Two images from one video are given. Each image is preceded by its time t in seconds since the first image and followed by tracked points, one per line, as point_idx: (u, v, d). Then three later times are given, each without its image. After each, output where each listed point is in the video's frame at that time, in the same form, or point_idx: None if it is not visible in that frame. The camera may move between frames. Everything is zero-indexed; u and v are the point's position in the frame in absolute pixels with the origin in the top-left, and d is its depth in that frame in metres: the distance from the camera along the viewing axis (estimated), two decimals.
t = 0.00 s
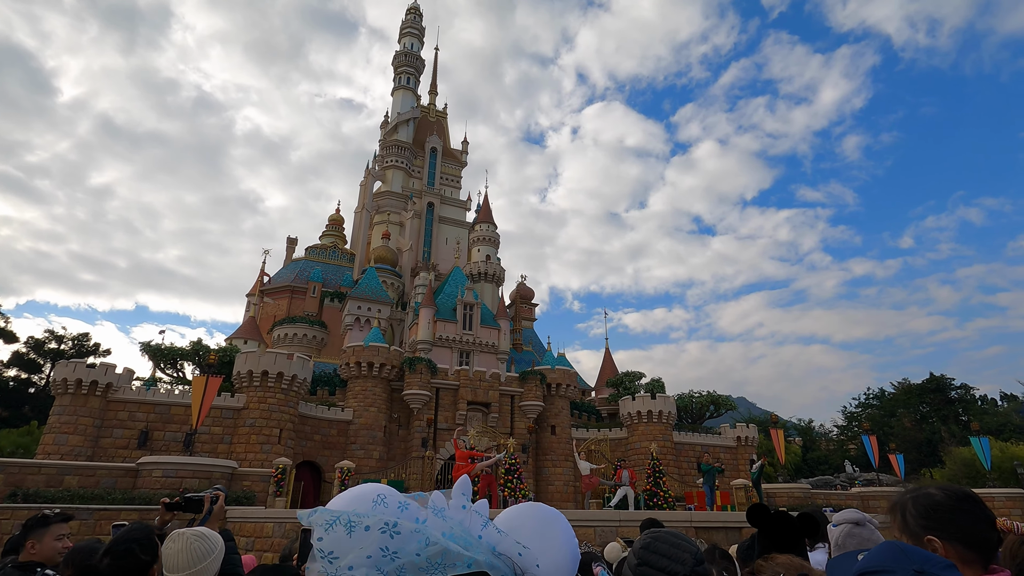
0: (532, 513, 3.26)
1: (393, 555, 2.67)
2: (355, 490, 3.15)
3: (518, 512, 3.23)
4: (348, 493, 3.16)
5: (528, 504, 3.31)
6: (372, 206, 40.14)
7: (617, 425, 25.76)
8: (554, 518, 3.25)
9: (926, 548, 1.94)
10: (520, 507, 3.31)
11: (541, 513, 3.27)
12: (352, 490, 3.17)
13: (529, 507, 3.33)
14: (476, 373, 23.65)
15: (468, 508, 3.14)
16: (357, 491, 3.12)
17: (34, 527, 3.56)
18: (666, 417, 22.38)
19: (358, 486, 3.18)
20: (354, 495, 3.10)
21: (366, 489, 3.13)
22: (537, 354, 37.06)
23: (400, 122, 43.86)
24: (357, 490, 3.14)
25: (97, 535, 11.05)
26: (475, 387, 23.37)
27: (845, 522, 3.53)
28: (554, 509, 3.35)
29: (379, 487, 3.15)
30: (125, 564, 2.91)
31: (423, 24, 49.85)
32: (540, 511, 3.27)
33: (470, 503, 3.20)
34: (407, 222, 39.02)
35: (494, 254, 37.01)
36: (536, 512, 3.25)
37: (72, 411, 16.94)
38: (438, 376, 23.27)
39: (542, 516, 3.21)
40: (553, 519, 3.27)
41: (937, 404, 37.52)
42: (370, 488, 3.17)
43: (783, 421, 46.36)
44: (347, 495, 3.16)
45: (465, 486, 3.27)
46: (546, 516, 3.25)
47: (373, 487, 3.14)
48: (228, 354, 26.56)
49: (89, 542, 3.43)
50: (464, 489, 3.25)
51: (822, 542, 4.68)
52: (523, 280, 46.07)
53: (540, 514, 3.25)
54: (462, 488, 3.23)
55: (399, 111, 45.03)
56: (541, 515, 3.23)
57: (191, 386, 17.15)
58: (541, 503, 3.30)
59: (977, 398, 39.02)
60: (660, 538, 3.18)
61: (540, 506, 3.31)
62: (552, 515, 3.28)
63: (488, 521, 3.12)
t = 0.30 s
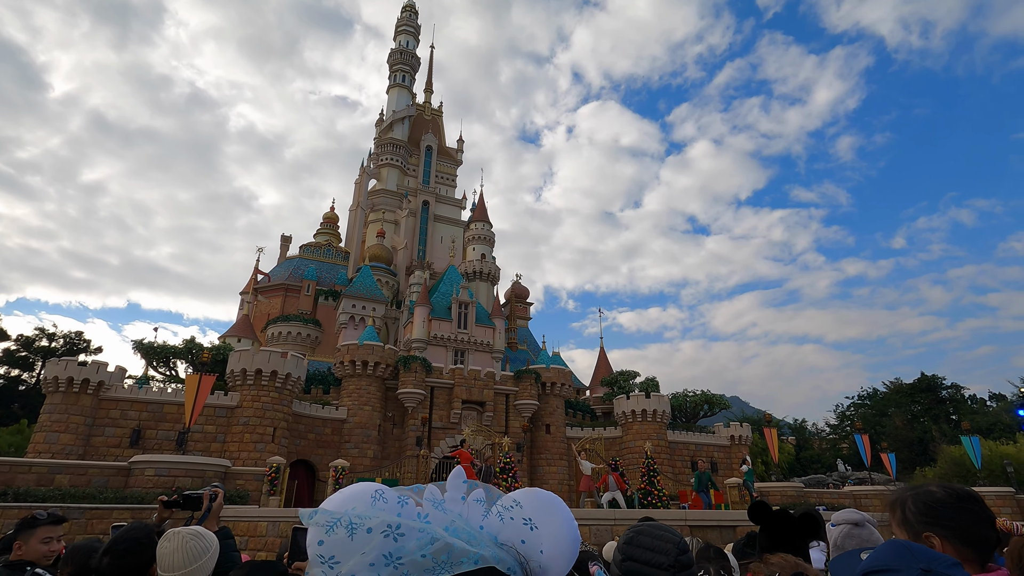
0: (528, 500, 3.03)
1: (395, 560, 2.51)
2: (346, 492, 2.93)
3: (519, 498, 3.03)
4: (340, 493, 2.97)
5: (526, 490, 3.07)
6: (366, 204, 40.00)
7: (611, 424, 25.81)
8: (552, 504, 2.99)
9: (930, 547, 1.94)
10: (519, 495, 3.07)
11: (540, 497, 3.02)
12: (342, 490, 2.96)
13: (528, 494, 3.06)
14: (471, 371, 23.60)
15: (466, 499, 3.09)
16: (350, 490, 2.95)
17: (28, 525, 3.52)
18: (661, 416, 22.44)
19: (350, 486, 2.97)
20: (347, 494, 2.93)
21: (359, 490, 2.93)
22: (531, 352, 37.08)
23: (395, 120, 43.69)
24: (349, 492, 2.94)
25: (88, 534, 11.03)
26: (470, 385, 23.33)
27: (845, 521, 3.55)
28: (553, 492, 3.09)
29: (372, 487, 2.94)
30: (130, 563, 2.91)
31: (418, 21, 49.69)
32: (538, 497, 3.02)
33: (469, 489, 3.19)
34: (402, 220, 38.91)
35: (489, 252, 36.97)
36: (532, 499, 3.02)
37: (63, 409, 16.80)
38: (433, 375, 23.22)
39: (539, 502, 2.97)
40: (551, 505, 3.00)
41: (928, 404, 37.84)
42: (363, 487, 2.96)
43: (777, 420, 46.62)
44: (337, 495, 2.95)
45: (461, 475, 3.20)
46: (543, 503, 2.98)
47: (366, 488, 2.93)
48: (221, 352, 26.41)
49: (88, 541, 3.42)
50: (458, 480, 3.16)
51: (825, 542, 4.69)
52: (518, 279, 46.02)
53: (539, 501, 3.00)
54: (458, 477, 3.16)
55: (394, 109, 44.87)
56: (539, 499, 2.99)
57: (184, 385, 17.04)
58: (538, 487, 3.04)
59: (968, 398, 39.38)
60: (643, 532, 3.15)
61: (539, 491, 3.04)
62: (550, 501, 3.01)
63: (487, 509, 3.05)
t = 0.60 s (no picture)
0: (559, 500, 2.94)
1: None
2: (383, 488, 2.66)
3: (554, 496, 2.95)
4: (372, 490, 2.68)
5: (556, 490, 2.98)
6: (365, 201, 39.90)
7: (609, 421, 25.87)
8: (583, 502, 2.92)
9: (936, 543, 1.94)
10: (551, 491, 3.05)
11: (569, 497, 2.94)
12: (377, 486, 2.68)
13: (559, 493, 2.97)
14: (469, 369, 23.59)
15: (498, 496, 3.04)
16: (383, 486, 2.66)
17: (25, 523, 3.54)
18: (659, 414, 22.48)
19: (385, 482, 2.70)
20: (380, 492, 2.65)
21: (396, 488, 2.67)
22: (530, 350, 37.11)
23: (393, 118, 43.59)
24: (384, 489, 2.66)
25: (87, 532, 11.01)
26: (468, 383, 23.32)
27: (845, 517, 3.58)
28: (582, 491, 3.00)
29: (412, 485, 2.71)
30: (130, 562, 2.90)
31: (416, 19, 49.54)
32: (568, 497, 2.92)
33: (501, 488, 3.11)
34: (400, 217, 38.84)
35: (488, 250, 36.93)
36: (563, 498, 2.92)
37: (60, 407, 16.75)
38: (432, 372, 23.22)
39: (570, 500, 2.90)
40: (582, 503, 2.91)
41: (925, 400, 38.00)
42: (400, 483, 2.71)
43: (774, 418, 46.76)
44: (371, 492, 2.66)
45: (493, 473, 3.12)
46: (573, 501, 2.89)
47: (405, 485, 2.70)
48: (219, 350, 26.37)
49: (89, 540, 3.42)
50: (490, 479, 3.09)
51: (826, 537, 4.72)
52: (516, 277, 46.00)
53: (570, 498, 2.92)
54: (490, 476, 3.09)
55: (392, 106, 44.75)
56: (568, 499, 2.91)
57: (182, 382, 16.99)
58: (568, 487, 2.95)
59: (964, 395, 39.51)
60: (633, 528, 3.16)
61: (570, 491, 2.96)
62: (581, 500, 2.93)
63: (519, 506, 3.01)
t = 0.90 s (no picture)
0: (572, 502, 2.91)
1: None
2: (391, 488, 2.45)
3: (569, 501, 2.88)
4: (376, 491, 2.46)
5: (569, 492, 2.97)
6: (367, 201, 39.88)
7: (613, 421, 25.84)
8: (595, 504, 2.90)
9: (946, 539, 1.91)
10: (558, 497, 2.97)
11: (582, 499, 2.92)
12: (384, 485, 2.47)
13: (569, 495, 2.99)
14: (473, 369, 23.57)
15: (509, 497, 2.83)
16: (389, 486, 2.45)
17: (34, 526, 3.56)
18: (662, 413, 22.42)
19: (394, 481, 2.49)
20: (386, 493, 2.44)
21: (405, 488, 2.46)
22: (533, 350, 37.09)
23: (395, 118, 43.64)
24: (393, 488, 2.45)
25: (91, 533, 11.01)
26: (471, 382, 23.29)
27: (846, 515, 3.58)
28: (593, 494, 3.01)
29: (422, 487, 2.51)
30: (131, 562, 2.88)
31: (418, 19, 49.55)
32: (580, 499, 2.91)
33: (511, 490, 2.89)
34: (403, 217, 38.86)
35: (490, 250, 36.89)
36: (577, 500, 2.91)
37: (65, 408, 16.80)
38: (435, 372, 23.21)
39: (583, 503, 2.86)
40: (594, 505, 2.90)
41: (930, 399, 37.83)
42: (410, 481, 2.51)
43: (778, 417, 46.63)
44: (378, 491, 2.45)
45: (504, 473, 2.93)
46: (587, 503, 2.89)
47: (416, 486, 2.49)
48: (222, 351, 26.41)
49: (90, 540, 3.39)
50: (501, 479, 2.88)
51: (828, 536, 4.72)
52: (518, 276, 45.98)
53: (580, 502, 2.90)
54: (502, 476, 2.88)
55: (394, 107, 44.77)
56: (581, 501, 2.89)
57: (185, 383, 17.01)
58: (581, 489, 2.94)
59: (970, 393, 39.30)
60: (632, 524, 3.13)
61: (580, 494, 2.95)
62: (593, 502, 2.91)
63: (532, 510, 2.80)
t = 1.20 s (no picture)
0: (548, 504, 2.96)
1: None
2: (355, 489, 2.47)
3: (546, 505, 2.93)
4: (338, 496, 2.45)
5: (547, 494, 3.01)
6: (371, 203, 39.97)
7: (617, 421, 25.76)
8: (573, 507, 2.96)
9: (950, 543, 1.87)
10: (535, 497, 3.02)
11: (558, 501, 2.97)
12: (349, 486, 2.49)
13: (546, 495, 3.04)
14: (477, 370, 23.55)
15: (482, 501, 2.81)
16: (352, 488, 2.46)
17: (36, 530, 3.55)
18: (667, 413, 22.32)
19: (359, 482, 2.51)
20: (350, 494, 2.44)
21: (371, 489, 2.48)
22: (537, 351, 37.05)
23: (399, 120, 43.75)
24: (357, 490, 2.46)
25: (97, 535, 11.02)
26: (476, 384, 23.27)
27: (847, 519, 3.66)
28: (572, 496, 3.05)
29: (387, 488, 2.52)
30: (126, 564, 2.87)
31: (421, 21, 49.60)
32: (558, 501, 2.97)
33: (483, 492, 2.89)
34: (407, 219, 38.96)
35: (494, 251, 36.87)
36: (554, 502, 2.96)
37: (71, 411, 16.86)
38: (439, 373, 23.19)
39: (560, 508, 2.91)
40: (572, 509, 2.96)
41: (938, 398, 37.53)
42: (375, 482, 2.53)
43: (785, 417, 46.35)
44: (343, 492, 2.48)
45: (476, 474, 2.90)
46: (564, 506, 2.95)
47: (382, 487, 2.51)
48: (227, 353, 26.50)
49: (85, 542, 3.36)
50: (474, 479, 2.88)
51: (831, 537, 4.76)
52: (522, 277, 45.93)
53: (558, 503, 2.95)
54: (474, 477, 2.87)
55: (397, 109, 44.86)
56: (558, 504, 2.94)
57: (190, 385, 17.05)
58: (559, 491, 3.00)
59: (979, 393, 38.94)
60: (629, 524, 3.10)
61: (558, 495, 3.00)
62: (572, 505, 2.98)
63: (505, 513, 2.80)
